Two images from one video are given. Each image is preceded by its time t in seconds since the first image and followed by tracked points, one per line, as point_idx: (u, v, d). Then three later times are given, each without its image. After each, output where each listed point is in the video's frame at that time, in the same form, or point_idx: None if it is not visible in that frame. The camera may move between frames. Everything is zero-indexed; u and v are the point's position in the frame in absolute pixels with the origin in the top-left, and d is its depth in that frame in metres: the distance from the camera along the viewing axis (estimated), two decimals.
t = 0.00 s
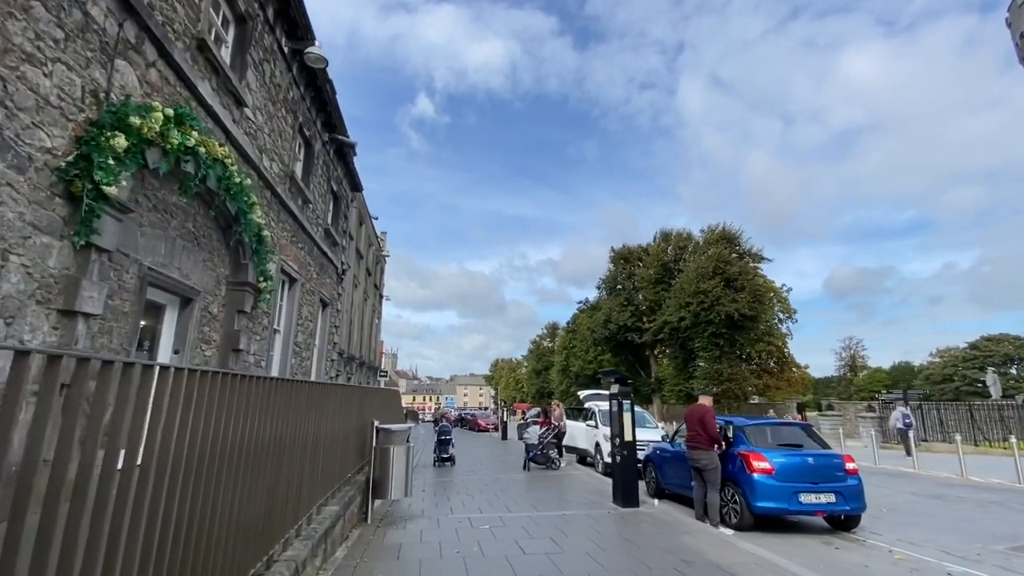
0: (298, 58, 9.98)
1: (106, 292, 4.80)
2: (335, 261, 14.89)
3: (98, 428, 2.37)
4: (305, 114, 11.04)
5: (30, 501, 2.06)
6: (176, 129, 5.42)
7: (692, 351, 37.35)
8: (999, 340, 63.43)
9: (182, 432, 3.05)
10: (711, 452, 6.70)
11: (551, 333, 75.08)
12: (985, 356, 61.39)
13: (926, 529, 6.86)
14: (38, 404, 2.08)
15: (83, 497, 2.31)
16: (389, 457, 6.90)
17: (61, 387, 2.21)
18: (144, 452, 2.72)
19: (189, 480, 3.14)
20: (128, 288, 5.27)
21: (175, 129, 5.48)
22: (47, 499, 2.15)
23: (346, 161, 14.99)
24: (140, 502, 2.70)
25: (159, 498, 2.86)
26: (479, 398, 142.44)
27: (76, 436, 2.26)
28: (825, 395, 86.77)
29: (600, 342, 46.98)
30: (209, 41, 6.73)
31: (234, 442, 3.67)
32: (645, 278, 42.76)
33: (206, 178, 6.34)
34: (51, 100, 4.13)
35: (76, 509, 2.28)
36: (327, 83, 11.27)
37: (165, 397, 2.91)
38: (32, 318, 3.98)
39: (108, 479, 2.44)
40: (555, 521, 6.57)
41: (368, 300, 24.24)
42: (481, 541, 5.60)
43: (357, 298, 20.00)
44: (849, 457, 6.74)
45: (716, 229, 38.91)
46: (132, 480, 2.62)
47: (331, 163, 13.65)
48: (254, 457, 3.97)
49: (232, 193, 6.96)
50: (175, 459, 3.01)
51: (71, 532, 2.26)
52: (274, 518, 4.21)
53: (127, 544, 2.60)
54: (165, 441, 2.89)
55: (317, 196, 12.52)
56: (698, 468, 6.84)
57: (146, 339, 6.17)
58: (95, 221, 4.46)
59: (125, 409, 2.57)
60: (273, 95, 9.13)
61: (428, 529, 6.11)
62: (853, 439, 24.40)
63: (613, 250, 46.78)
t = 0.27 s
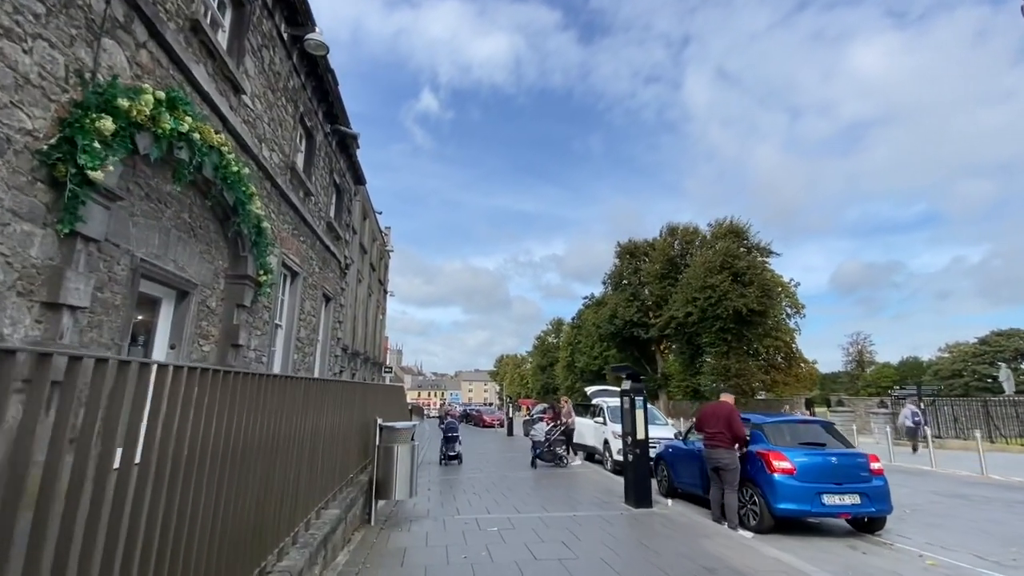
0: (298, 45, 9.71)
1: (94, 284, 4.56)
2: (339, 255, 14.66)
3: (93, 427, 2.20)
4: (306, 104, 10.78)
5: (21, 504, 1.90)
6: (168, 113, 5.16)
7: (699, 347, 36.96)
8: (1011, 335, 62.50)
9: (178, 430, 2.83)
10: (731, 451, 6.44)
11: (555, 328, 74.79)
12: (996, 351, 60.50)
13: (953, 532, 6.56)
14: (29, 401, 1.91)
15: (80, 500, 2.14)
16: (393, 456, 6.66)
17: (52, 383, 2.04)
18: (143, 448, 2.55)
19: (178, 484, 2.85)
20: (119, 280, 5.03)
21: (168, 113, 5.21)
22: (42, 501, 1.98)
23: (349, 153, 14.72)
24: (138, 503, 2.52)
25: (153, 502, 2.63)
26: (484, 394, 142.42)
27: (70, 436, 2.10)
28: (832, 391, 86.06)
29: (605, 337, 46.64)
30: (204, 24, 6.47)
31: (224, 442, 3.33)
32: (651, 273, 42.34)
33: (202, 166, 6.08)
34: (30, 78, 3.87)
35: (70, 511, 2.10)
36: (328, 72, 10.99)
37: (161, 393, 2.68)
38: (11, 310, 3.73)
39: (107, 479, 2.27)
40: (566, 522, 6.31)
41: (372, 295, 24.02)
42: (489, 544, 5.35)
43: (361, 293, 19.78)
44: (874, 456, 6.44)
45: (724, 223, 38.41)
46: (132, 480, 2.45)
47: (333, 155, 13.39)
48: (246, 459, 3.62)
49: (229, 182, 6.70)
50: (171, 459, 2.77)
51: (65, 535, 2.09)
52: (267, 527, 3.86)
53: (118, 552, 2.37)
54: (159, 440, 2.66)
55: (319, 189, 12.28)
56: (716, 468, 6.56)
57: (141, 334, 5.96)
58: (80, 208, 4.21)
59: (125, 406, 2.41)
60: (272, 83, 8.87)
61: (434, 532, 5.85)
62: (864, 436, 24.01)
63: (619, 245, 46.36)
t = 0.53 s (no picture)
0: (300, 33, 9.50)
1: (87, 275, 4.38)
2: (343, 250, 14.49)
3: (105, 421, 2.14)
4: (309, 95, 10.58)
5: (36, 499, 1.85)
6: (163, 98, 4.94)
7: (706, 342, 36.65)
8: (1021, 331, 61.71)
9: (184, 426, 2.71)
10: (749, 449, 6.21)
11: (560, 324, 74.55)
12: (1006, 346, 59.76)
13: (978, 532, 6.32)
14: (40, 395, 1.86)
15: (94, 496, 2.08)
16: (399, 453, 6.47)
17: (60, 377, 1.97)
18: (154, 442, 2.49)
19: (175, 488, 2.66)
20: (114, 272, 4.83)
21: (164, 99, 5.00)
22: (56, 496, 1.93)
23: (352, 146, 14.53)
24: (150, 498, 2.46)
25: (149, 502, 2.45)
26: (489, 390, 142.49)
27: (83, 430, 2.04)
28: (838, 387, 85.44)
29: (611, 333, 46.39)
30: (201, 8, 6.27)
31: (220, 444, 3.09)
32: (657, 268, 42.02)
33: (200, 154, 5.86)
34: (15, 55, 3.67)
35: (85, 506, 2.05)
36: (331, 62, 10.79)
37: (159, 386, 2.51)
38: None
39: (120, 474, 2.21)
40: (577, 522, 6.11)
41: (377, 291, 23.87)
42: (499, 545, 5.15)
43: (366, 289, 19.62)
44: (897, 454, 6.19)
45: (731, 218, 38.01)
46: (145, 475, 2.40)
47: (337, 148, 13.19)
48: (243, 460, 3.38)
49: (229, 172, 6.47)
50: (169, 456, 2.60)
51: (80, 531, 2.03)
52: (266, 531, 3.64)
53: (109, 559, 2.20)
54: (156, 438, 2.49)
55: (322, 182, 12.10)
56: (733, 466, 6.34)
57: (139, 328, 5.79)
58: (69, 194, 4.03)
59: (137, 400, 2.34)
60: (274, 72, 8.67)
61: (441, 532, 5.66)
62: (874, 432, 23.69)
63: (624, 240, 46.05)
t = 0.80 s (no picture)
0: (300, 22, 9.28)
1: (76, 267, 4.20)
2: (345, 245, 14.30)
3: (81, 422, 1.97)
4: (310, 86, 10.38)
5: None
6: (155, 83, 4.74)
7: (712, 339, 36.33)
8: None
9: (175, 428, 2.53)
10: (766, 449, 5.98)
11: (564, 321, 74.26)
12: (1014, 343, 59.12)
13: (1002, 534, 6.09)
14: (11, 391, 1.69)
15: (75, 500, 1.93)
16: (402, 451, 6.28)
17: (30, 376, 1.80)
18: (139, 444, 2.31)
19: (161, 495, 2.45)
20: (105, 265, 4.64)
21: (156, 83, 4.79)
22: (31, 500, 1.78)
23: (355, 140, 14.33)
24: (138, 503, 2.30)
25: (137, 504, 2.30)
26: (492, 387, 142.40)
27: (59, 433, 1.89)
28: (844, 384, 84.90)
29: (615, 330, 46.12)
30: None
31: (216, 443, 2.90)
32: (662, 264, 41.68)
33: (195, 143, 5.66)
34: None
35: (56, 517, 1.87)
36: (332, 52, 10.57)
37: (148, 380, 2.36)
38: None
39: (103, 476, 2.05)
40: (587, 522, 5.92)
41: (381, 287, 23.69)
42: (507, 547, 4.95)
43: (369, 285, 19.44)
44: (920, 454, 5.95)
45: (737, 213, 37.62)
46: (131, 480, 2.24)
47: (339, 141, 12.98)
48: (241, 460, 3.18)
49: (227, 163, 6.25)
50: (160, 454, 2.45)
51: (57, 542, 1.89)
52: (265, 534, 3.45)
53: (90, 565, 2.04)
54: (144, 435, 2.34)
55: (324, 175, 11.90)
56: (749, 466, 6.10)
57: (135, 323, 5.62)
58: (56, 181, 3.86)
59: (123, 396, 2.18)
60: (273, 61, 8.46)
61: (446, 533, 5.47)
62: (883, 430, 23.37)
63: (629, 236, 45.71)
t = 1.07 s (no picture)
0: (296, 11, 9.07)
1: (52, 258, 4.00)
2: (345, 240, 14.10)
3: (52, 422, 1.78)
4: (307, 77, 10.17)
5: None
6: (138, 65, 4.51)
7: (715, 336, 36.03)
8: None
9: (161, 426, 2.35)
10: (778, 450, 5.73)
11: (566, 319, 73.96)
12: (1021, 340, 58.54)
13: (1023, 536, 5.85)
14: None
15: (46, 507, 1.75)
16: (398, 450, 6.08)
17: None
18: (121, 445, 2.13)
19: (144, 500, 2.26)
20: (85, 256, 4.43)
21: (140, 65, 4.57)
22: None
23: (354, 134, 14.13)
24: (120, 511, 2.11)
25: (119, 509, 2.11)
26: (495, 385, 142.35)
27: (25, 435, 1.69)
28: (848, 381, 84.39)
29: (618, 328, 45.86)
30: None
31: (205, 441, 2.73)
32: (665, 261, 41.38)
33: (184, 131, 5.46)
34: None
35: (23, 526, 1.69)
36: (329, 42, 10.35)
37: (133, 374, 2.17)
38: None
39: (78, 481, 1.87)
40: (591, 524, 5.71)
41: (381, 284, 23.49)
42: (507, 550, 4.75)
43: (369, 282, 19.26)
44: (938, 453, 5.70)
45: (741, 209, 37.27)
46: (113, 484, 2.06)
47: (337, 135, 12.78)
48: (229, 458, 3.01)
49: (218, 153, 6.05)
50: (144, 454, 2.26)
51: (31, 551, 1.71)
52: (252, 538, 3.27)
53: None
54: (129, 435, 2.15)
55: (322, 170, 11.71)
56: (761, 467, 5.86)
57: (122, 318, 5.43)
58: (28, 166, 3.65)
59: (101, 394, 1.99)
60: (268, 50, 8.25)
61: (444, 536, 5.27)
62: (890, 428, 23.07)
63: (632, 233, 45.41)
